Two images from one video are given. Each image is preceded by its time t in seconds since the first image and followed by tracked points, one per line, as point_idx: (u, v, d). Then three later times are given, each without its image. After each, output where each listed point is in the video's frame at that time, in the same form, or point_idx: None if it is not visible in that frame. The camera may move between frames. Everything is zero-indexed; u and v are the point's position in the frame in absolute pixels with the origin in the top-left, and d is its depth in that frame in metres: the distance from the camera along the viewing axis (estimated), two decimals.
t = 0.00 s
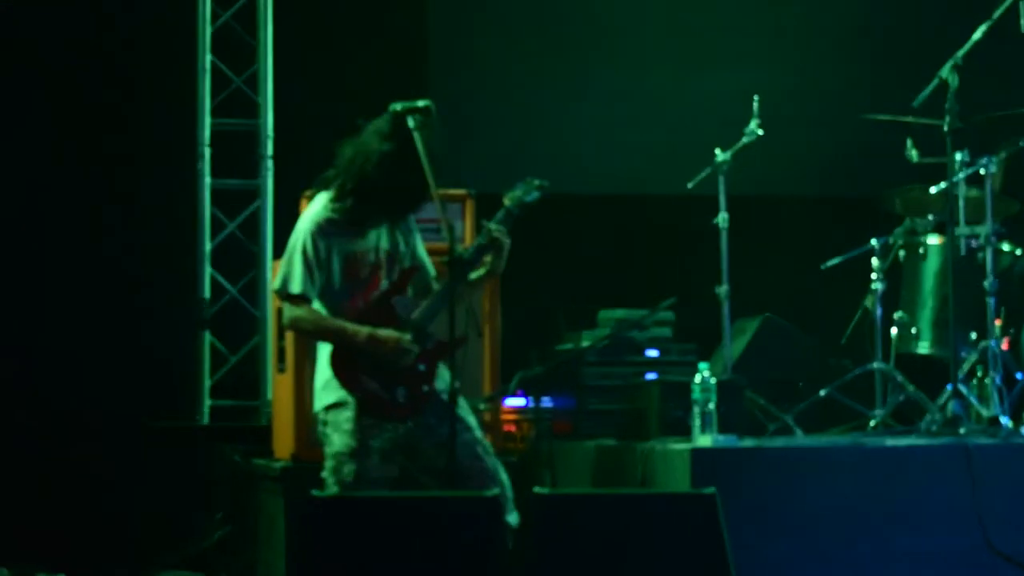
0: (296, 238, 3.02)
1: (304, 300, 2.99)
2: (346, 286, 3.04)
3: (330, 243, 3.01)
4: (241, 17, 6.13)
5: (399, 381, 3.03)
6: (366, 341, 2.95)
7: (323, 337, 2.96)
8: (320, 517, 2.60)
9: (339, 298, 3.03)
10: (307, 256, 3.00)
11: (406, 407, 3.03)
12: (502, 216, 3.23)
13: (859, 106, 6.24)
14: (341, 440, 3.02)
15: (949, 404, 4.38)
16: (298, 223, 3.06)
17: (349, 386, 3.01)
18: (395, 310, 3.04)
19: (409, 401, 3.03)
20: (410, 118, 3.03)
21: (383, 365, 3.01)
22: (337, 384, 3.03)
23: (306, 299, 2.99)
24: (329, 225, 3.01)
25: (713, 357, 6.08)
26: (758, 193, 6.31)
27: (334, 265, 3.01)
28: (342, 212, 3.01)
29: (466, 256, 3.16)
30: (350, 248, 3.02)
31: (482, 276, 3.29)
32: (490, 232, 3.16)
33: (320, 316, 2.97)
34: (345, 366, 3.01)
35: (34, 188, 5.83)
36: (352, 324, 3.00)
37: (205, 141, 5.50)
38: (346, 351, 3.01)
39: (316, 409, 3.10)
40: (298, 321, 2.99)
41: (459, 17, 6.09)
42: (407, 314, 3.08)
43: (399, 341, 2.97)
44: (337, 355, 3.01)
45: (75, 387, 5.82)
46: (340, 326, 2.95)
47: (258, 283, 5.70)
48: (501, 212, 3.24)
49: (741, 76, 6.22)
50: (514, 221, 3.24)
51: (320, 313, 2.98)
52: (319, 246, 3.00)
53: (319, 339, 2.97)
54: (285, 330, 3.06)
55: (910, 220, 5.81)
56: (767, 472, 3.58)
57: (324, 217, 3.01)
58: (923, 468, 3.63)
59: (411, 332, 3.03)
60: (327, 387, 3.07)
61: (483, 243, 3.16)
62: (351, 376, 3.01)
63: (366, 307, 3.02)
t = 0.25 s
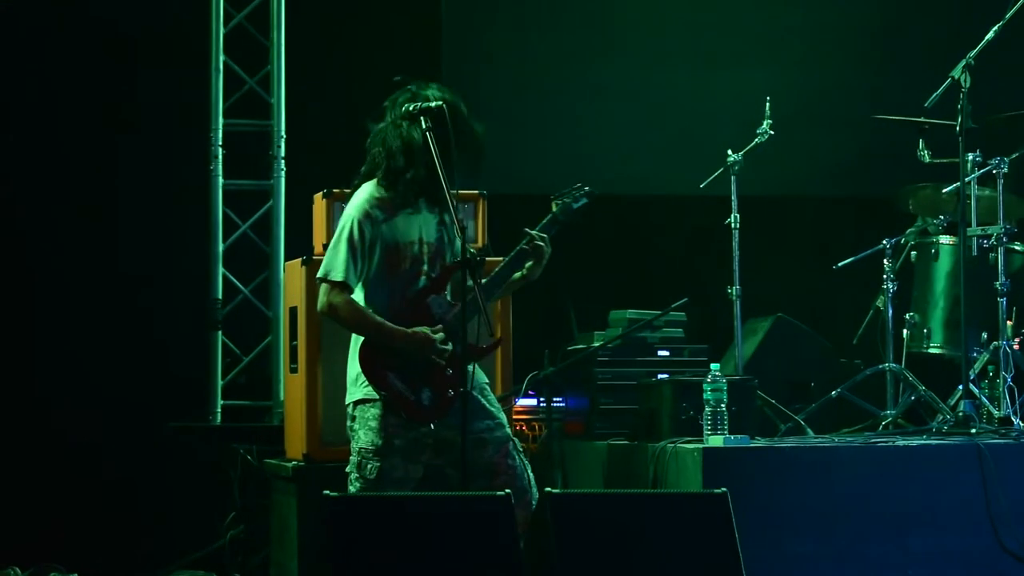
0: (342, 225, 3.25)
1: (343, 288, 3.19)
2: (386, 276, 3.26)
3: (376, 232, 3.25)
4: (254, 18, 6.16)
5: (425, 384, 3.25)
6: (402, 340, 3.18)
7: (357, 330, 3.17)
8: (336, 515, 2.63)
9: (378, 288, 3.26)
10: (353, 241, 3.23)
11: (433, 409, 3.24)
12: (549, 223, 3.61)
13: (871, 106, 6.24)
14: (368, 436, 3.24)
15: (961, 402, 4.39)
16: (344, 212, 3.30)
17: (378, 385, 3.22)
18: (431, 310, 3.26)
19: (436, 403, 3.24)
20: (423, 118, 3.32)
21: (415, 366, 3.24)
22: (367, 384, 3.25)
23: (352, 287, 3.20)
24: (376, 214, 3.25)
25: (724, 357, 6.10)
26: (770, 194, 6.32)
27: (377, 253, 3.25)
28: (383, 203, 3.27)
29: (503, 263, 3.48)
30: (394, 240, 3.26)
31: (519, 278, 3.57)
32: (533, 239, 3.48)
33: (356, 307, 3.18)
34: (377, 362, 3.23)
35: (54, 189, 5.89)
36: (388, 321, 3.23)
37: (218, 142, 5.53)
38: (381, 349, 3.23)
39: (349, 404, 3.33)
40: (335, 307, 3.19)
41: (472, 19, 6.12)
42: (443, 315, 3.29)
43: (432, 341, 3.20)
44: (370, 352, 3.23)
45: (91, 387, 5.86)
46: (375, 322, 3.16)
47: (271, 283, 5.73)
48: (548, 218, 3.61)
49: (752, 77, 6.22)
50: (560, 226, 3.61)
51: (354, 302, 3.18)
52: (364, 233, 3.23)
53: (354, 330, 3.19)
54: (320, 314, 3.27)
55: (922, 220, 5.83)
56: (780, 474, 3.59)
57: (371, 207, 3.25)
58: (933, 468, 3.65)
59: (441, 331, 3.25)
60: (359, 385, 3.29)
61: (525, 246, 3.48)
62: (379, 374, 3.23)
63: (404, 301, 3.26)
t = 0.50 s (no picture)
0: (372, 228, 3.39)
1: (367, 292, 3.33)
2: (410, 280, 3.42)
3: (404, 237, 3.40)
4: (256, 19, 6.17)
5: (434, 393, 3.37)
6: (414, 351, 3.32)
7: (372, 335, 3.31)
8: (340, 514, 2.64)
9: (402, 292, 3.42)
10: (381, 244, 3.38)
11: (439, 419, 3.37)
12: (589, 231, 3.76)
13: (871, 106, 6.24)
14: (379, 437, 3.38)
15: (962, 402, 4.39)
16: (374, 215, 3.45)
17: (388, 389, 3.36)
18: (449, 318, 3.40)
19: (444, 413, 3.37)
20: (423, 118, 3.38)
21: (426, 374, 3.37)
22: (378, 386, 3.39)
23: (376, 292, 3.34)
24: (404, 220, 3.40)
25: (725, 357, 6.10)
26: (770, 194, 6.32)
27: (404, 258, 3.40)
28: (411, 210, 3.43)
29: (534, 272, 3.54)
30: (421, 247, 3.41)
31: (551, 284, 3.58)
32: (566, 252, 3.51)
33: (374, 313, 3.32)
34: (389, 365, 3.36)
35: (56, 188, 5.89)
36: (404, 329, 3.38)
37: (219, 142, 5.53)
38: (394, 355, 3.37)
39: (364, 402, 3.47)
40: (353, 308, 3.33)
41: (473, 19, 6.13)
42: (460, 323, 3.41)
43: (444, 354, 3.33)
44: (383, 355, 3.37)
45: (92, 387, 5.86)
46: (391, 330, 3.31)
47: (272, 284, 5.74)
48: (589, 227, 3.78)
49: (752, 76, 6.23)
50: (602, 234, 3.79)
51: (373, 308, 3.32)
52: (393, 238, 3.38)
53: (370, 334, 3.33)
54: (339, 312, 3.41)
55: (923, 220, 5.82)
56: (780, 474, 3.59)
57: (399, 212, 3.40)
58: (934, 468, 3.65)
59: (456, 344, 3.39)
60: (373, 385, 3.44)
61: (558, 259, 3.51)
62: (388, 379, 3.35)
63: (423, 308, 3.41)
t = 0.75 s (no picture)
0: (384, 222, 3.38)
1: (377, 286, 3.35)
2: (421, 275, 3.43)
3: (415, 232, 3.38)
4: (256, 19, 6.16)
5: (435, 389, 3.38)
6: (416, 346, 3.33)
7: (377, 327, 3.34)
8: (341, 514, 2.64)
9: (413, 286, 3.44)
10: (392, 238, 3.37)
11: (438, 415, 3.38)
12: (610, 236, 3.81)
13: (871, 106, 6.24)
14: (379, 429, 3.39)
15: (962, 403, 4.39)
16: (388, 207, 3.43)
17: (389, 381, 3.38)
18: (456, 316, 3.41)
19: (443, 411, 3.38)
20: (422, 118, 3.38)
21: (429, 369, 3.39)
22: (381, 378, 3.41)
23: (385, 287, 3.36)
24: (417, 216, 3.38)
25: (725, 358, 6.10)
26: (769, 193, 6.32)
27: (415, 253, 3.39)
28: (427, 206, 3.39)
29: (547, 274, 3.54)
30: (435, 244, 3.41)
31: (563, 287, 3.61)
32: (579, 257, 3.53)
33: (382, 308, 3.34)
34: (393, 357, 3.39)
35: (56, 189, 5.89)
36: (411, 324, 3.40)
37: (220, 142, 5.53)
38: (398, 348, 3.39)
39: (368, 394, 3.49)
40: (361, 300, 3.36)
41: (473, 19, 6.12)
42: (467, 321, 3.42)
43: (447, 349, 3.34)
44: (387, 347, 3.40)
45: (92, 387, 5.86)
46: (397, 324, 3.33)
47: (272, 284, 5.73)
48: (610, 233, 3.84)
49: (752, 76, 6.23)
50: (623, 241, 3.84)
51: (381, 302, 3.35)
52: (404, 233, 3.36)
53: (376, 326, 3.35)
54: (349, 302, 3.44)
55: (924, 220, 5.82)
56: (780, 474, 3.59)
57: (412, 208, 3.37)
58: (934, 468, 3.65)
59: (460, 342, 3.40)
60: (376, 376, 3.45)
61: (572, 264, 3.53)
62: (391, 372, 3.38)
63: (433, 305, 3.44)
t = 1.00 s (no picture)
0: (389, 219, 3.37)
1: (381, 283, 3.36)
2: (426, 270, 3.43)
3: (418, 230, 3.37)
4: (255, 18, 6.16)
5: (439, 387, 3.40)
6: (420, 341, 3.36)
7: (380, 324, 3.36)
8: (342, 514, 2.64)
9: (417, 283, 3.45)
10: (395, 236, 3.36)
11: (440, 412, 3.39)
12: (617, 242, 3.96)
13: (870, 105, 6.24)
14: (384, 428, 3.39)
15: (961, 402, 4.40)
16: (393, 203, 3.42)
17: (393, 379, 3.39)
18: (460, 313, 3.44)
19: (446, 408, 3.39)
20: (422, 118, 3.38)
21: (433, 366, 3.40)
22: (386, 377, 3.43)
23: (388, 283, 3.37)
24: (421, 215, 3.37)
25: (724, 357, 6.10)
26: (768, 194, 6.32)
27: (420, 250, 3.39)
28: (431, 206, 3.38)
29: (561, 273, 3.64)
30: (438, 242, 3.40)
31: (584, 287, 3.71)
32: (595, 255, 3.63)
33: (386, 305, 3.36)
34: (397, 354, 3.41)
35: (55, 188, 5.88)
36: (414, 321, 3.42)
37: (219, 142, 5.53)
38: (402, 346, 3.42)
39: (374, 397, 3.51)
40: (363, 295, 3.37)
41: (473, 19, 6.12)
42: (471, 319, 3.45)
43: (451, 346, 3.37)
44: (392, 345, 3.42)
45: (91, 386, 5.86)
46: (399, 320, 3.35)
47: (271, 284, 5.73)
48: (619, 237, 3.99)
49: (751, 76, 6.23)
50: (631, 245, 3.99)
51: (383, 298, 3.36)
52: (407, 231, 3.35)
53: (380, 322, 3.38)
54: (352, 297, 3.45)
55: (922, 220, 5.83)
56: (781, 474, 3.59)
57: (417, 207, 3.37)
58: (934, 467, 3.66)
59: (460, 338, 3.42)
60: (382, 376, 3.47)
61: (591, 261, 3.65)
62: (394, 368, 3.40)
63: (438, 303, 3.46)
